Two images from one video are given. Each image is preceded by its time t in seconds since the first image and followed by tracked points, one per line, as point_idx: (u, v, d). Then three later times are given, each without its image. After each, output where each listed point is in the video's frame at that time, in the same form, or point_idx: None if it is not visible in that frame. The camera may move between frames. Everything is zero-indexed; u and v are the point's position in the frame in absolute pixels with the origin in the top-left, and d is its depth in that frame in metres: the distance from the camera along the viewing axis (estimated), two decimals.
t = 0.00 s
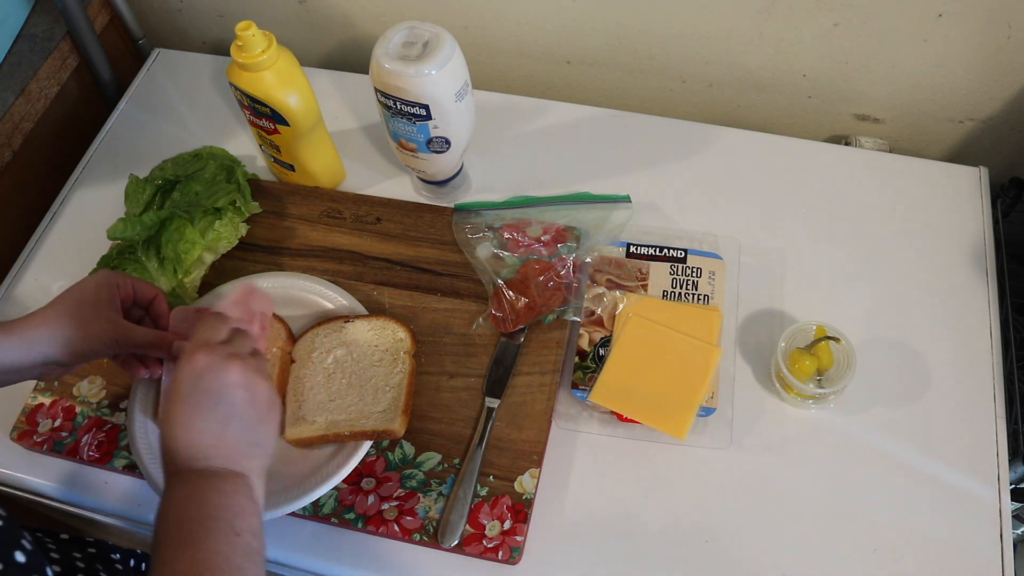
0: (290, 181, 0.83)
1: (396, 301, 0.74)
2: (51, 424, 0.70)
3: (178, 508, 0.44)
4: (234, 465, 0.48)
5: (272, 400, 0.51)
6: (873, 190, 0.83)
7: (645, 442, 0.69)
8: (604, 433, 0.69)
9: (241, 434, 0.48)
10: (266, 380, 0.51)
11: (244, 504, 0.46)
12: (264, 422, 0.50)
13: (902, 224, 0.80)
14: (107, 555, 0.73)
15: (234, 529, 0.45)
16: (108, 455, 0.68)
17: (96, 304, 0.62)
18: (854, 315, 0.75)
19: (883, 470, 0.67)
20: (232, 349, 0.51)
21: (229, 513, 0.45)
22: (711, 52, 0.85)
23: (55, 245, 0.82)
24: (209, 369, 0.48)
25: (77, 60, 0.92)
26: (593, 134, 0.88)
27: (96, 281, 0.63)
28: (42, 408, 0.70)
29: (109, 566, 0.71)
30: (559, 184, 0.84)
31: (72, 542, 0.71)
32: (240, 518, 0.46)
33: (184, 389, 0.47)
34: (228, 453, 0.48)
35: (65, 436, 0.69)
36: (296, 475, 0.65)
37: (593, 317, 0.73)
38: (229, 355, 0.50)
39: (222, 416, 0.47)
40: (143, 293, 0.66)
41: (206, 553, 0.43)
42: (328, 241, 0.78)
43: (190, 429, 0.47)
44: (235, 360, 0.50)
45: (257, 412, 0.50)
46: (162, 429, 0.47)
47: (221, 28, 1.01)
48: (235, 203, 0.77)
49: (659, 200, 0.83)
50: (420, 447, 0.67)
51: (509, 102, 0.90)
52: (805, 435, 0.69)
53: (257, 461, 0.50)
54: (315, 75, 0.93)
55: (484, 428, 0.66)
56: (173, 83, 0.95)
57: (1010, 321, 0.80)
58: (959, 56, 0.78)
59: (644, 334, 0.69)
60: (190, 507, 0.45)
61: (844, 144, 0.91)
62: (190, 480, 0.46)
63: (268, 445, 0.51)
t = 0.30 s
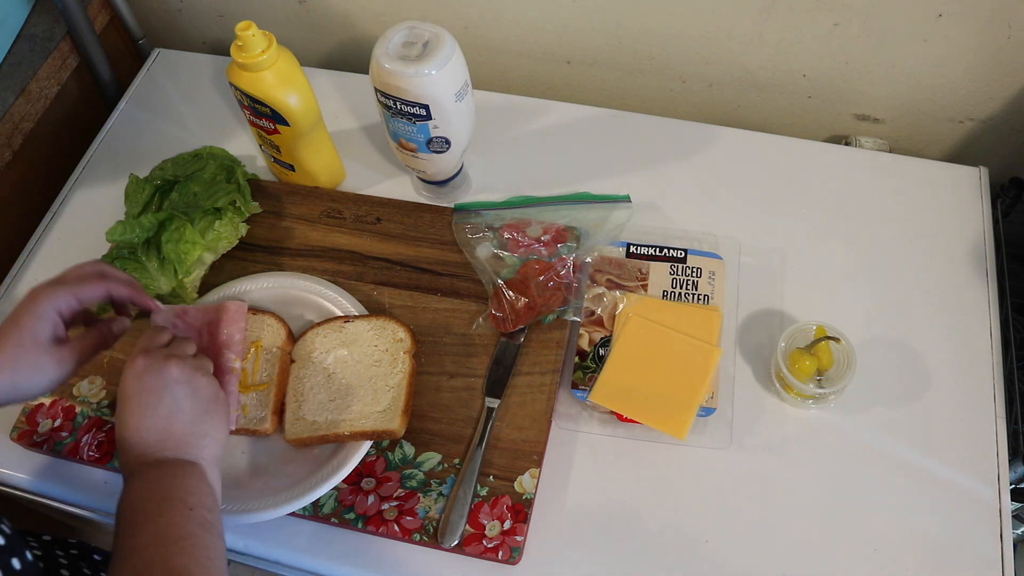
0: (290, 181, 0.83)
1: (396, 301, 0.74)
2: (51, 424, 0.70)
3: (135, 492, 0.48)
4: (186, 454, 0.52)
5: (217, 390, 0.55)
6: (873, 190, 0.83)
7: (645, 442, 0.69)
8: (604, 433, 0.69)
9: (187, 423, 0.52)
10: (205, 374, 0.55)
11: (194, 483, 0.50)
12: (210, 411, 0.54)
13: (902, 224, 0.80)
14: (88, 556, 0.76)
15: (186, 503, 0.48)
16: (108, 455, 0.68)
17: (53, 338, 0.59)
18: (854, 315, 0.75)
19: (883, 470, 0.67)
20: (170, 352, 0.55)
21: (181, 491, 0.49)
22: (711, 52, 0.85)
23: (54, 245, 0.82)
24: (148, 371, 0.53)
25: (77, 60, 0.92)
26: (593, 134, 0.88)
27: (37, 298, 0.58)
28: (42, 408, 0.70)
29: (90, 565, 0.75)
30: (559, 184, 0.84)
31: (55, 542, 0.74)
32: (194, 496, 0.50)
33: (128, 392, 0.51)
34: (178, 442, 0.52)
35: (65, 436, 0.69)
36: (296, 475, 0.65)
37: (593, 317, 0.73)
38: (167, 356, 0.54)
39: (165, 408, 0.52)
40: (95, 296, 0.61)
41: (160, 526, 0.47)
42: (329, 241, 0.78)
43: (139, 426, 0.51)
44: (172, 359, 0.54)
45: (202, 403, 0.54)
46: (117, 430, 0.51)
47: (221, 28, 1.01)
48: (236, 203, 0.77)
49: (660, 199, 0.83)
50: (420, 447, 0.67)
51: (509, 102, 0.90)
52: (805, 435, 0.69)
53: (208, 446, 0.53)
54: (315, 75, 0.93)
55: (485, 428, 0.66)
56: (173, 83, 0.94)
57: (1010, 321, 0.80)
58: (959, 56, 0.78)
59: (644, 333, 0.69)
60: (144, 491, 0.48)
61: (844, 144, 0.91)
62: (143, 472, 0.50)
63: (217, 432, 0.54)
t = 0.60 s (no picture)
0: (290, 181, 0.83)
1: (396, 301, 0.74)
2: (51, 424, 0.70)
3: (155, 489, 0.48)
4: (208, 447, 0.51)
5: (240, 377, 0.53)
6: (873, 190, 0.83)
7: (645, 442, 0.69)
8: (604, 434, 0.69)
9: (207, 416, 0.51)
10: (229, 360, 0.53)
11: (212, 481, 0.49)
12: (234, 399, 0.52)
13: (902, 224, 0.80)
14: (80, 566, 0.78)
15: (201, 508, 0.48)
16: (108, 455, 0.68)
17: (65, 328, 0.61)
18: (854, 315, 0.75)
19: (883, 470, 0.67)
20: (190, 335, 0.53)
21: (201, 490, 0.48)
22: (711, 52, 0.85)
23: (54, 245, 0.82)
24: (167, 361, 0.50)
25: (77, 60, 0.92)
26: (593, 134, 0.88)
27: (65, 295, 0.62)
28: (42, 408, 0.70)
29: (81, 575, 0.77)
30: (559, 184, 0.84)
31: (47, 551, 0.77)
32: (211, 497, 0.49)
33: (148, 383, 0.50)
34: (198, 435, 0.50)
35: (65, 436, 0.69)
36: (296, 475, 0.65)
37: (593, 317, 0.73)
38: (187, 342, 0.52)
39: (185, 401, 0.50)
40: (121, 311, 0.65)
41: (176, 530, 0.47)
42: (328, 241, 0.78)
43: (159, 418, 0.50)
44: (191, 346, 0.52)
45: (222, 395, 0.52)
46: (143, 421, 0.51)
47: (221, 28, 1.01)
48: (235, 203, 0.77)
49: (660, 200, 0.83)
50: (420, 447, 0.67)
51: (510, 102, 0.90)
52: (805, 435, 0.69)
53: (231, 437, 0.52)
54: (314, 75, 0.93)
55: (484, 429, 0.66)
56: (173, 83, 0.94)
57: (1010, 321, 0.80)
58: (959, 56, 0.78)
59: (644, 333, 0.69)
60: (165, 489, 0.48)
61: (844, 144, 0.91)
62: (164, 465, 0.49)
63: (241, 422, 0.52)
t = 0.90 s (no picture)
0: (290, 181, 0.83)
1: (396, 301, 0.74)
2: (51, 424, 0.70)
3: (132, 497, 0.50)
4: (180, 455, 0.52)
5: (204, 388, 0.55)
6: (872, 190, 0.83)
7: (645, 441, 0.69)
8: (604, 434, 0.69)
9: (175, 425, 0.53)
10: (191, 373, 0.55)
11: (185, 484, 0.51)
12: (200, 408, 0.54)
13: (902, 224, 0.80)
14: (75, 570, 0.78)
15: (177, 508, 0.50)
16: (108, 455, 0.68)
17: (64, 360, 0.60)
18: (854, 315, 0.75)
19: (883, 470, 0.67)
20: (153, 355, 0.55)
21: (176, 493, 0.50)
22: (712, 53, 0.85)
23: (54, 245, 0.82)
24: (131, 377, 0.53)
25: (76, 60, 0.92)
26: (593, 134, 0.88)
27: (62, 322, 0.59)
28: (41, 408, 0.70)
29: None
30: (559, 184, 0.84)
31: (42, 556, 0.78)
32: (186, 497, 0.50)
33: (116, 402, 0.52)
34: (169, 443, 0.52)
35: (65, 436, 0.69)
36: (296, 474, 0.65)
37: (593, 317, 0.73)
38: (149, 360, 0.54)
39: (154, 413, 0.52)
40: (111, 308, 0.63)
41: (150, 532, 0.48)
42: (329, 241, 0.78)
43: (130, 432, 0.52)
44: (152, 363, 0.53)
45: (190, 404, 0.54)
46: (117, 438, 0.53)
47: (220, 28, 1.01)
48: (236, 203, 0.77)
49: (659, 200, 0.83)
50: (420, 447, 0.67)
51: (510, 102, 0.90)
52: (805, 436, 0.69)
53: (203, 444, 0.54)
54: (314, 75, 0.93)
55: (484, 429, 0.66)
56: (173, 83, 0.94)
57: (1010, 321, 0.80)
58: (959, 56, 0.78)
59: (645, 333, 0.69)
60: (143, 496, 0.50)
61: (844, 144, 0.91)
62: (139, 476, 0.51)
63: (211, 429, 0.54)
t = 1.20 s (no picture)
0: (290, 181, 0.83)
1: (396, 301, 0.74)
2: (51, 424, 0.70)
3: None
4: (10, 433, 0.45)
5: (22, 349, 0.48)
6: (872, 190, 0.83)
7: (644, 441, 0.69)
8: (605, 434, 0.69)
9: None
10: None
11: None
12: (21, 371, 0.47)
13: (902, 223, 0.80)
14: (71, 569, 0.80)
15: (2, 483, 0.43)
16: (108, 455, 0.68)
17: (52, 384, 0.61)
18: (854, 315, 0.75)
19: (883, 470, 0.67)
20: None
21: None
22: (712, 53, 0.85)
23: (54, 245, 0.82)
24: None
25: (76, 60, 0.92)
26: (593, 134, 0.88)
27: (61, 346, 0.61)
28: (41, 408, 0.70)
29: None
30: (559, 184, 0.84)
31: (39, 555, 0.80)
32: None
33: None
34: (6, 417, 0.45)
35: (65, 436, 0.69)
36: (296, 474, 0.65)
37: (593, 317, 0.73)
38: None
39: None
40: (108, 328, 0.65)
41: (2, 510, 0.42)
42: (329, 241, 0.78)
43: None
44: None
45: None
46: None
47: (220, 28, 1.01)
48: (236, 203, 0.77)
49: (660, 199, 0.83)
50: (420, 447, 0.67)
51: (510, 102, 0.90)
52: (805, 436, 0.69)
53: (38, 409, 0.46)
54: (314, 74, 0.93)
55: (484, 429, 0.66)
56: (173, 83, 0.94)
57: (1010, 321, 0.80)
58: (959, 56, 0.78)
59: (645, 333, 0.69)
60: None
61: (845, 144, 0.91)
62: None
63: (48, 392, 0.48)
